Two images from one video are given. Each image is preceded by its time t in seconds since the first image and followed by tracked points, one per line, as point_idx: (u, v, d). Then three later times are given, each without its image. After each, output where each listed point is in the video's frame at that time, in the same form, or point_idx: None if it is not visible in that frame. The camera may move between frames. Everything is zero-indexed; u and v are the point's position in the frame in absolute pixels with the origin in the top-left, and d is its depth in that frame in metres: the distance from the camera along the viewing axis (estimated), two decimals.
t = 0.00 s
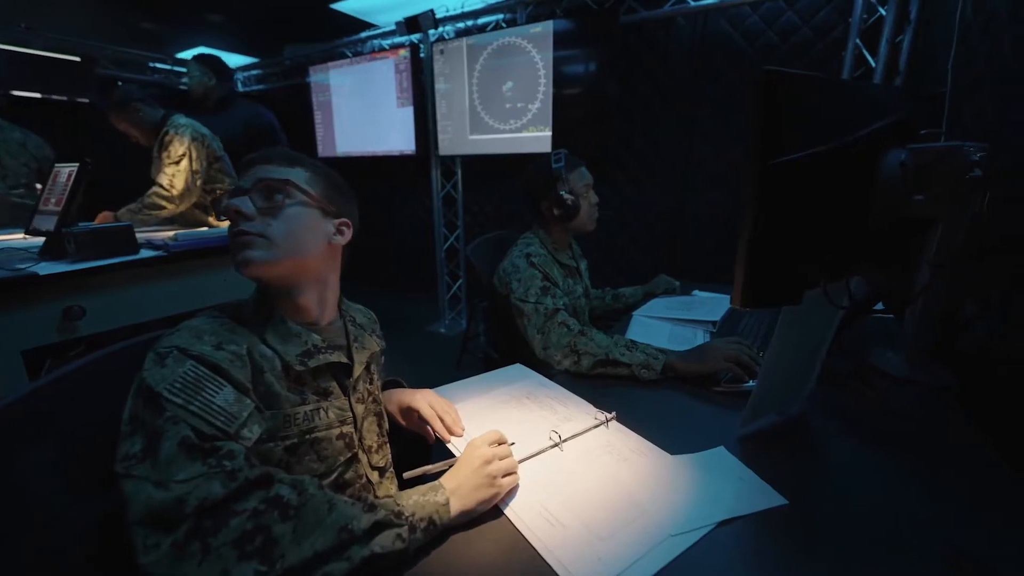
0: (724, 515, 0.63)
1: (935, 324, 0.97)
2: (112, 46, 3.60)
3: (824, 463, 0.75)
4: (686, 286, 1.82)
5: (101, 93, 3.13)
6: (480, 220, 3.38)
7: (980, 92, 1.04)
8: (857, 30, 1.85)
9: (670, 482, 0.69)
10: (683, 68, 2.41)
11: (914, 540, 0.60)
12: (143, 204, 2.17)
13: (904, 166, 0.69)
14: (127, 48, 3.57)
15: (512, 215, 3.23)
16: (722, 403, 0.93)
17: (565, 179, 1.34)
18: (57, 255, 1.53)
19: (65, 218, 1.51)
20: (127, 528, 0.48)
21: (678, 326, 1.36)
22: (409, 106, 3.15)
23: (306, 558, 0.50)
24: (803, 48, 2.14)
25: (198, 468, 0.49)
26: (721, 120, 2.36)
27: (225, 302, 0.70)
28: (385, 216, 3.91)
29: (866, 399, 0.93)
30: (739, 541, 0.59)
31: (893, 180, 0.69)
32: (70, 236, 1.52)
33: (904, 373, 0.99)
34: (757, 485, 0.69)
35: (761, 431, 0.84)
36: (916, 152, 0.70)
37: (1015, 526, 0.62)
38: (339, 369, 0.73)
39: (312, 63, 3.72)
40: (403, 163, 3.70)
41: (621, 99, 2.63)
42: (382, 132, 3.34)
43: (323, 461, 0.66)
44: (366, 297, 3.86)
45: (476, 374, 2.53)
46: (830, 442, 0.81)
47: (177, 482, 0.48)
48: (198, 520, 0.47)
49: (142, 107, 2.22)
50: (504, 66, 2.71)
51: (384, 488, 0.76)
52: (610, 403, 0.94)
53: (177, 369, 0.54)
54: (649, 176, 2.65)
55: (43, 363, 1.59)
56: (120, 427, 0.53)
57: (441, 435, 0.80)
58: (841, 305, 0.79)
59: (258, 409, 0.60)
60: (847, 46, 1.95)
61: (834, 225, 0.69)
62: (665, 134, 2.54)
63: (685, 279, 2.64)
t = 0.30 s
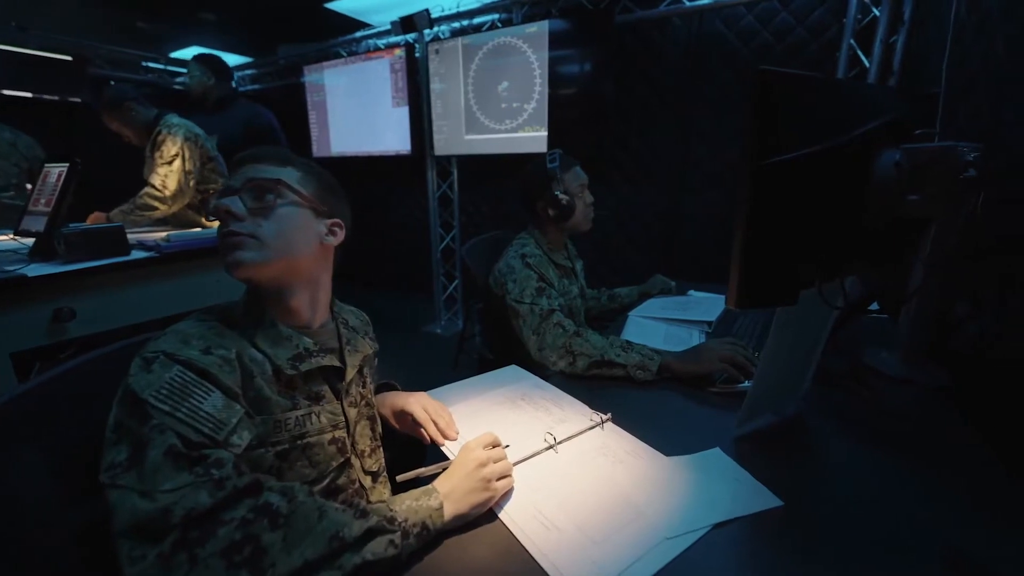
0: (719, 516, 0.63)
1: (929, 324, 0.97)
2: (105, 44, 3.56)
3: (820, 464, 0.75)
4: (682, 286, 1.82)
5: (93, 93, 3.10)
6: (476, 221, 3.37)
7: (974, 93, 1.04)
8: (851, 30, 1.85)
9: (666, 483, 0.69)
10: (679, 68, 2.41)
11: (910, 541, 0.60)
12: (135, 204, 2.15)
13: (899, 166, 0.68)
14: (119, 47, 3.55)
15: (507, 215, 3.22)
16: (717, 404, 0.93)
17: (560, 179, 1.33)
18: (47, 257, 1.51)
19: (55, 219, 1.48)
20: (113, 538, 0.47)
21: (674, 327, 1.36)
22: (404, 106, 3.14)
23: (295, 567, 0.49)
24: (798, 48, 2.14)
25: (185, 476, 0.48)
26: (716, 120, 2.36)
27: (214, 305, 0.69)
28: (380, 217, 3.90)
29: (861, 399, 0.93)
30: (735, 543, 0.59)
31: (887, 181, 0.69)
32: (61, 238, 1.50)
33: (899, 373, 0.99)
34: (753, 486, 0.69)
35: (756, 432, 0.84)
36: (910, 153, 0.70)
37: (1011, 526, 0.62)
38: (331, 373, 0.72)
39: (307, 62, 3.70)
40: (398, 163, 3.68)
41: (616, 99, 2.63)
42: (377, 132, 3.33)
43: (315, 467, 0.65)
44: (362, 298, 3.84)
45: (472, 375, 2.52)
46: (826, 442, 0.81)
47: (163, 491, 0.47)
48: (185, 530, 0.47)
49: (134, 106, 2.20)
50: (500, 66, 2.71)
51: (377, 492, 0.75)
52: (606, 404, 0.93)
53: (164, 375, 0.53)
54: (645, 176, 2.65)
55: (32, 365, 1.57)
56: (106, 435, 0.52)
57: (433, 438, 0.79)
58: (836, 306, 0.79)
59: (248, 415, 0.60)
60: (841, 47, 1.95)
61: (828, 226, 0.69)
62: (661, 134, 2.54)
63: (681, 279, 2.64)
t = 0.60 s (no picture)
0: (717, 519, 0.62)
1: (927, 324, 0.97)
2: (97, 44, 3.54)
3: (819, 464, 0.75)
4: (679, 286, 1.82)
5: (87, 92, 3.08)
6: (473, 221, 3.36)
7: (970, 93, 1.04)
8: (847, 30, 1.86)
9: (665, 486, 0.68)
10: (675, 68, 2.41)
11: (911, 542, 0.60)
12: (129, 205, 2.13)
13: (896, 166, 0.68)
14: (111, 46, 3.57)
15: (505, 215, 3.21)
16: (714, 405, 0.92)
17: (557, 179, 1.33)
18: (38, 258, 1.49)
19: (45, 220, 1.46)
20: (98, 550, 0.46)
21: (671, 327, 1.36)
22: (400, 106, 3.13)
23: None
24: (794, 48, 2.15)
25: (173, 486, 0.47)
26: (713, 120, 2.36)
27: (204, 307, 0.68)
28: (377, 217, 3.88)
29: (860, 400, 0.93)
30: (733, 546, 0.59)
31: (884, 181, 0.69)
32: (51, 239, 1.47)
33: (897, 373, 0.99)
34: (750, 488, 0.69)
35: (754, 433, 0.83)
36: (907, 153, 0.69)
37: (1011, 526, 0.61)
38: (324, 377, 0.71)
39: (303, 62, 3.69)
40: (395, 164, 3.67)
41: (613, 99, 2.63)
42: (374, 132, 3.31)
43: (307, 472, 0.64)
44: (359, 298, 3.83)
45: (469, 376, 2.51)
46: (825, 443, 0.80)
47: (150, 502, 0.46)
48: (172, 541, 0.46)
49: (128, 105, 2.18)
50: (496, 66, 2.70)
51: (370, 496, 0.74)
52: (603, 406, 0.93)
53: (152, 382, 0.52)
54: (642, 176, 2.65)
55: (24, 367, 1.55)
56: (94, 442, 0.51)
57: (426, 440, 0.79)
58: (834, 307, 0.78)
59: (239, 421, 0.59)
60: (838, 47, 1.95)
61: (825, 226, 0.68)
62: (658, 134, 2.54)
63: (678, 279, 2.64)
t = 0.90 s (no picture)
0: (717, 522, 0.62)
1: (926, 324, 0.97)
2: (95, 44, 3.52)
3: (819, 466, 0.75)
4: (678, 287, 1.82)
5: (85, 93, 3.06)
6: (472, 221, 3.35)
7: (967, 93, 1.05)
8: (846, 31, 1.86)
9: (664, 488, 0.68)
10: (674, 68, 2.41)
11: (912, 543, 0.59)
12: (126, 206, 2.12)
13: (895, 167, 0.67)
14: (109, 47, 3.58)
15: (503, 216, 3.21)
16: (714, 406, 0.92)
17: (555, 180, 1.33)
18: (34, 259, 1.47)
19: (42, 220, 1.45)
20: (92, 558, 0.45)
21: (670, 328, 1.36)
22: (399, 106, 3.12)
23: None
24: (793, 48, 2.15)
25: (171, 499, 0.46)
26: (712, 121, 2.36)
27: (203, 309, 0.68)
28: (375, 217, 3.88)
29: (859, 400, 0.93)
30: (733, 549, 0.58)
31: (882, 182, 0.68)
32: (47, 239, 1.46)
33: (896, 374, 0.99)
34: (750, 491, 0.68)
35: (752, 434, 0.83)
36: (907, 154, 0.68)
37: (1011, 526, 0.61)
38: (323, 381, 0.71)
39: (302, 63, 3.68)
40: (394, 164, 3.67)
41: (612, 99, 2.62)
42: (372, 132, 3.31)
43: (306, 478, 0.64)
44: (357, 298, 3.82)
45: (468, 377, 2.51)
46: (824, 444, 0.80)
47: (146, 516, 0.45)
48: (167, 556, 0.45)
49: (126, 106, 2.17)
50: (495, 66, 2.70)
51: (367, 499, 0.74)
52: (602, 407, 0.93)
53: (151, 390, 0.52)
54: (640, 176, 2.65)
55: (21, 369, 1.54)
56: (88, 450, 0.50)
57: (422, 443, 0.78)
58: (832, 308, 0.78)
59: (238, 430, 0.59)
60: (837, 47, 1.95)
61: (824, 227, 0.68)
62: (657, 134, 2.54)
63: (677, 279, 2.64)
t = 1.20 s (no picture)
0: (718, 524, 0.62)
1: (925, 326, 0.97)
2: (95, 44, 3.52)
3: (818, 466, 0.75)
4: (678, 288, 1.81)
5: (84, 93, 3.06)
6: (471, 222, 3.35)
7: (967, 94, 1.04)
8: (846, 32, 1.86)
9: (663, 491, 0.68)
10: (674, 69, 2.41)
11: (911, 545, 0.60)
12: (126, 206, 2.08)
13: (896, 170, 0.67)
14: (108, 47, 3.58)
15: (503, 216, 3.21)
16: (714, 408, 0.92)
17: (555, 181, 1.33)
18: (33, 261, 1.45)
19: (41, 222, 1.45)
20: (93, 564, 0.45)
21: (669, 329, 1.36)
22: (399, 107, 3.12)
23: None
24: (792, 49, 2.14)
25: (193, 523, 0.46)
26: (711, 121, 2.36)
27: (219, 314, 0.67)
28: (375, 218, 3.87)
29: (859, 402, 0.93)
30: (734, 552, 0.58)
31: (882, 185, 0.68)
32: (46, 240, 1.44)
33: (896, 375, 0.99)
34: (752, 495, 0.68)
35: (752, 436, 0.83)
36: (907, 156, 0.68)
37: (1010, 528, 0.61)
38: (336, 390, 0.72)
39: (301, 63, 3.68)
40: (393, 164, 3.66)
41: (611, 99, 2.62)
42: (371, 132, 3.30)
43: (322, 490, 0.65)
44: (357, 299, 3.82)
45: (467, 378, 2.51)
46: (824, 445, 0.80)
47: (166, 540, 0.45)
48: None
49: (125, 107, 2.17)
50: (495, 66, 2.69)
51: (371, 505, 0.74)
52: (602, 409, 0.92)
53: (181, 401, 0.51)
54: (640, 177, 2.65)
55: (20, 370, 1.55)
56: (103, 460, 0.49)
57: (422, 445, 0.79)
58: (832, 310, 0.79)
59: (259, 446, 0.59)
60: (836, 48, 1.95)
61: (824, 229, 0.68)
62: (656, 135, 2.54)
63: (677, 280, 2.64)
